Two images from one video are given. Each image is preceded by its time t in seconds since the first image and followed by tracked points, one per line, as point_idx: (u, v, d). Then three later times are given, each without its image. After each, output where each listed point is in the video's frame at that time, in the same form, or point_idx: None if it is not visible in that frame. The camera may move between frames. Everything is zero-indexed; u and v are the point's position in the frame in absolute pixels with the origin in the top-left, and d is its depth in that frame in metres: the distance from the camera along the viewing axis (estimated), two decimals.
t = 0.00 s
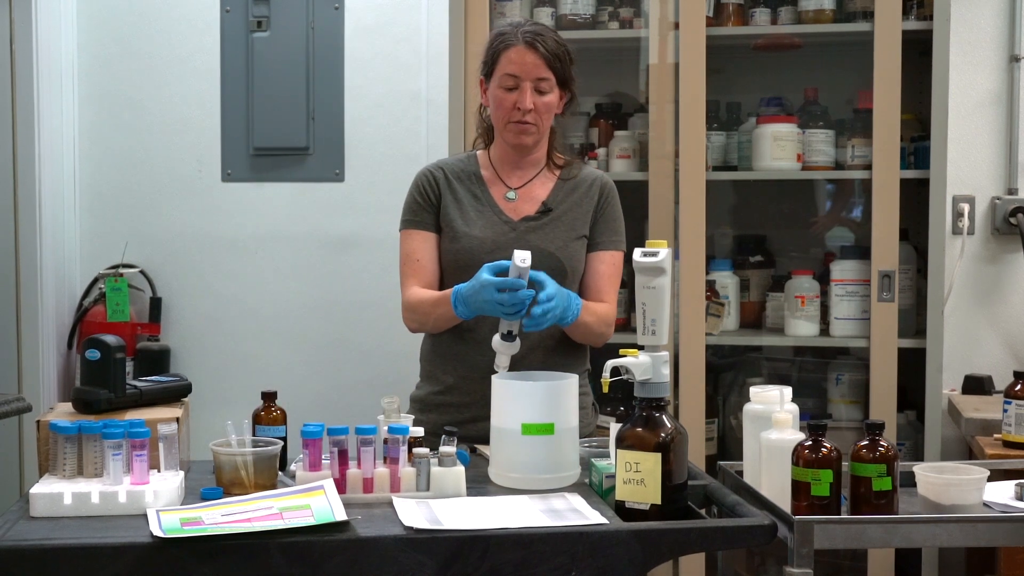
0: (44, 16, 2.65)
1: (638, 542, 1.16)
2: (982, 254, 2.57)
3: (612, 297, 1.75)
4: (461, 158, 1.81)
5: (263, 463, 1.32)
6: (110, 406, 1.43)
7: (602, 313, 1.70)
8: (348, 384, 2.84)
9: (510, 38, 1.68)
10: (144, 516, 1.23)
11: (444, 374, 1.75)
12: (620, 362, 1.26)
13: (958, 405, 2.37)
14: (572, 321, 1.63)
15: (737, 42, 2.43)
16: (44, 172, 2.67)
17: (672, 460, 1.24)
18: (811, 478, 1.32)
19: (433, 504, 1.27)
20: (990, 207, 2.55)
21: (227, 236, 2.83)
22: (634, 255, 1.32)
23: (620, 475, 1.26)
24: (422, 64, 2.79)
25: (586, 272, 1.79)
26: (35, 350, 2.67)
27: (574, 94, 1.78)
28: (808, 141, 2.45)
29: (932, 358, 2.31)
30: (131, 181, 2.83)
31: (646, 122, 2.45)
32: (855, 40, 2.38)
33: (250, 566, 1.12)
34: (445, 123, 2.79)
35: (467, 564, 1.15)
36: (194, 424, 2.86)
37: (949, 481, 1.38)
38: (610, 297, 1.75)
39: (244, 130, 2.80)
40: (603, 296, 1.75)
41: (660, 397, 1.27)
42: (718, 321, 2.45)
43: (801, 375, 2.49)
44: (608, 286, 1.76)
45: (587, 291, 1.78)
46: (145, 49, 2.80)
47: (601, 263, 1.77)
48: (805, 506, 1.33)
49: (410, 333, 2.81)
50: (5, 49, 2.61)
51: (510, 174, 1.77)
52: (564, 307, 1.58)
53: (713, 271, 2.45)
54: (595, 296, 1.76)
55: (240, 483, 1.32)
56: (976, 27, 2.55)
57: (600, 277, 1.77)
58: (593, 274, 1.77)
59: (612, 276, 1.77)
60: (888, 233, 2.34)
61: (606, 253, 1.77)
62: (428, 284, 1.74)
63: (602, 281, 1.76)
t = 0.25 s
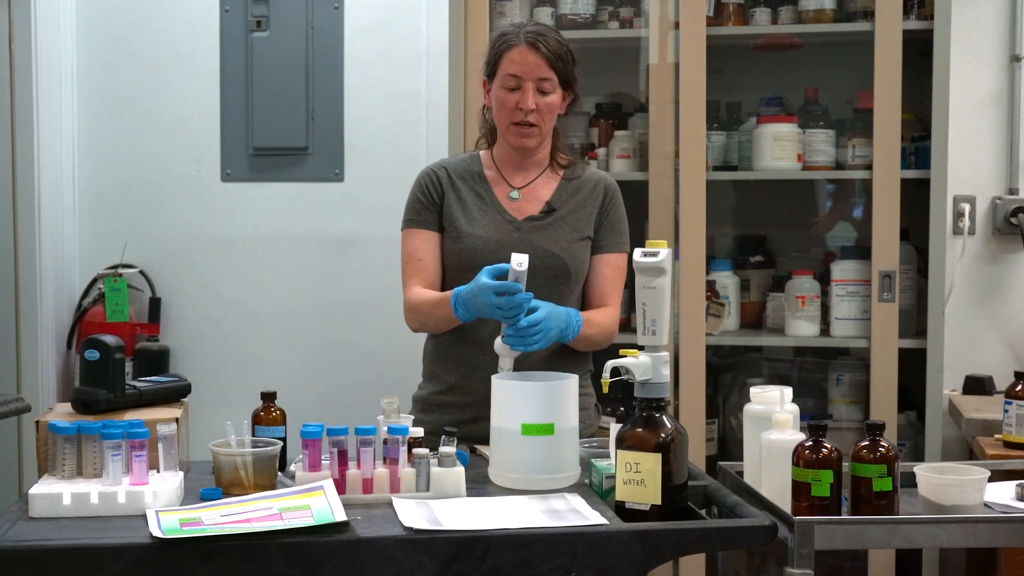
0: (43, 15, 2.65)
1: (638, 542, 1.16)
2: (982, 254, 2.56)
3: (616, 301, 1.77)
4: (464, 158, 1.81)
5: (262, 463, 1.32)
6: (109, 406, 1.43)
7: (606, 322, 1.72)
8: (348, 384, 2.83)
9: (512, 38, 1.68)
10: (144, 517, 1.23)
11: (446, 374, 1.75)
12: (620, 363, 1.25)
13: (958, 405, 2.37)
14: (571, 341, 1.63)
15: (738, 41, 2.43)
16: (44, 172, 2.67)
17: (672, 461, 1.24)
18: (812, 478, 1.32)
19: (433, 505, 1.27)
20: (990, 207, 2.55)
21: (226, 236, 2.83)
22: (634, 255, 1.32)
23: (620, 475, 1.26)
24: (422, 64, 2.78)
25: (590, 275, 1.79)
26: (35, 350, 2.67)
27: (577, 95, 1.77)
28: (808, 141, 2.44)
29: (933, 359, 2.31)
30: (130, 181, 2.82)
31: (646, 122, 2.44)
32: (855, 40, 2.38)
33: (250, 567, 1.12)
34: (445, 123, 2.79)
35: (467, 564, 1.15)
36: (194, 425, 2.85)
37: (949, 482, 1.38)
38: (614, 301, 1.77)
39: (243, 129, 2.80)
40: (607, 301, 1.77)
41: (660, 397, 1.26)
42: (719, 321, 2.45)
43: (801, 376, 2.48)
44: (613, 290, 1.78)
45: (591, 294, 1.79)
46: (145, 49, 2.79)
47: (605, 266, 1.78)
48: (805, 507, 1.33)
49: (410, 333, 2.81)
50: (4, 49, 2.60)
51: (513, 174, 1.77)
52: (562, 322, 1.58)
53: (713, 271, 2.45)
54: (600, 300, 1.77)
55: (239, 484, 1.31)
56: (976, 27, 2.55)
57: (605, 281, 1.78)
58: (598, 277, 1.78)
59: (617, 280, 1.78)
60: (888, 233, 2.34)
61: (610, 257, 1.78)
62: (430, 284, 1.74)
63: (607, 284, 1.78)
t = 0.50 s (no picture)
0: (43, 15, 2.65)
1: (638, 542, 1.16)
2: (983, 254, 2.56)
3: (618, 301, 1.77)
4: (467, 158, 1.81)
5: (262, 463, 1.32)
6: (109, 406, 1.43)
7: (607, 324, 1.71)
8: (348, 384, 2.83)
9: (515, 39, 1.67)
10: (144, 517, 1.23)
11: (447, 374, 1.75)
12: (620, 363, 1.25)
13: (958, 405, 2.37)
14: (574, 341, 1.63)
15: (738, 41, 2.43)
16: (44, 172, 2.67)
17: (672, 461, 1.24)
18: (812, 478, 1.32)
19: (433, 505, 1.27)
20: (991, 207, 2.55)
21: (226, 236, 2.83)
22: (634, 255, 1.32)
23: (620, 475, 1.26)
24: (422, 64, 2.78)
25: (592, 275, 1.79)
26: (35, 350, 2.67)
27: (580, 95, 1.77)
28: (808, 141, 2.44)
29: (933, 358, 2.31)
30: (130, 181, 2.82)
31: (646, 122, 2.44)
32: (855, 40, 2.37)
33: (250, 567, 1.12)
34: (445, 123, 2.79)
35: (467, 565, 1.15)
36: (194, 425, 2.85)
37: (950, 482, 1.38)
38: (616, 302, 1.76)
39: (243, 129, 2.80)
40: (609, 301, 1.77)
41: (660, 397, 1.26)
42: (719, 321, 2.45)
43: (801, 376, 2.48)
44: (615, 290, 1.77)
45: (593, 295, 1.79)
46: (145, 49, 2.79)
47: (607, 267, 1.77)
48: (806, 507, 1.33)
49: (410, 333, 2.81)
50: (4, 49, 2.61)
51: (516, 174, 1.77)
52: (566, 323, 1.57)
53: (713, 271, 2.45)
54: (601, 300, 1.77)
55: (239, 484, 1.31)
56: (977, 27, 2.55)
57: (607, 281, 1.78)
58: (600, 277, 1.78)
59: (618, 281, 1.78)
60: (889, 233, 2.34)
61: (611, 257, 1.78)
62: (433, 284, 1.74)
63: (608, 286, 1.77)
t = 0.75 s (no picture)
0: (43, 15, 2.65)
1: (638, 542, 1.16)
2: (982, 254, 2.56)
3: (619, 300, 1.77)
4: (469, 158, 1.81)
5: (262, 463, 1.32)
6: (109, 406, 1.43)
7: (609, 323, 1.71)
8: (348, 384, 2.84)
9: (516, 40, 1.67)
10: (144, 516, 1.23)
11: (447, 373, 1.75)
12: (619, 362, 1.25)
13: (958, 405, 2.37)
14: (576, 340, 1.63)
15: (738, 41, 2.43)
16: (43, 172, 2.67)
17: (672, 460, 1.24)
18: (811, 478, 1.32)
19: (433, 505, 1.27)
20: (990, 207, 2.55)
21: (226, 236, 2.83)
22: (634, 255, 1.32)
23: (620, 475, 1.26)
24: (422, 63, 2.78)
25: (593, 275, 1.79)
26: (34, 350, 2.67)
27: (581, 95, 1.77)
28: (808, 141, 2.45)
29: (933, 358, 2.31)
30: (130, 181, 2.82)
31: (646, 122, 2.44)
32: (855, 40, 2.37)
33: (250, 567, 1.12)
34: (444, 123, 2.78)
35: (467, 564, 1.15)
36: (194, 425, 2.85)
37: (950, 482, 1.38)
38: (617, 302, 1.76)
39: (244, 129, 2.80)
40: (610, 301, 1.76)
41: (660, 397, 1.26)
42: (718, 321, 2.45)
43: (801, 376, 2.48)
44: (616, 290, 1.77)
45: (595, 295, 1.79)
46: (145, 49, 2.79)
47: (608, 267, 1.77)
48: (805, 507, 1.33)
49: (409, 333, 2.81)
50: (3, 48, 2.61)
51: (518, 174, 1.77)
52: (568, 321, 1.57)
53: (713, 271, 2.45)
54: (602, 301, 1.77)
55: (239, 483, 1.31)
56: (976, 27, 2.55)
57: (608, 281, 1.77)
58: (601, 278, 1.78)
59: (620, 281, 1.77)
60: (889, 233, 2.34)
61: (613, 257, 1.78)
62: (435, 284, 1.73)
63: (610, 286, 1.77)
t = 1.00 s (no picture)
0: (44, 15, 2.65)
1: (638, 542, 1.16)
2: (982, 254, 2.57)
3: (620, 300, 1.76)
4: (470, 158, 1.81)
5: (263, 463, 1.32)
6: (110, 406, 1.43)
7: (610, 323, 1.71)
8: (348, 384, 2.84)
9: (517, 41, 1.67)
10: (145, 516, 1.23)
11: (447, 373, 1.75)
12: (620, 362, 1.25)
13: (958, 405, 2.37)
14: (577, 339, 1.63)
15: (738, 41, 2.43)
16: (44, 172, 2.67)
17: (672, 460, 1.24)
18: (812, 477, 1.32)
19: (433, 504, 1.27)
20: (990, 207, 2.55)
21: (227, 236, 2.83)
22: (634, 255, 1.32)
23: (620, 475, 1.26)
24: (422, 63, 2.79)
25: (594, 275, 1.79)
26: (35, 350, 2.67)
27: (583, 95, 1.77)
28: (808, 141, 2.45)
29: (933, 358, 2.31)
30: (131, 181, 2.83)
31: (646, 122, 2.45)
32: (855, 40, 2.38)
33: (251, 567, 1.12)
34: (445, 123, 2.79)
35: (467, 564, 1.15)
36: (194, 425, 2.86)
37: (949, 482, 1.38)
38: (618, 302, 1.75)
39: (244, 129, 2.80)
40: (611, 301, 1.76)
41: (660, 396, 1.27)
42: (719, 321, 2.45)
43: (801, 375, 2.49)
44: (617, 291, 1.76)
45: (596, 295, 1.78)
46: (145, 49, 2.80)
47: (609, 267, 1.77)
48: (805, 506, 1.33)
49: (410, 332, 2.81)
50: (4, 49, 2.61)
51: (519, 174, 1.77)
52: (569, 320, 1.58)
53: (713, 271, 2.45)
54: (603, 301, 1.76)
55: (240, 483, 1.32)
56: (976, 27, 2.55)
57: (609, 282, 1.77)
58: (602, 278, 1.78)
59: (621, 281, 1.77)
60: (889, 233, 2.34)
61: (614, 257, 1.78)
62: (436, 284, 1.74)
63: (611, 287, 1.77)
